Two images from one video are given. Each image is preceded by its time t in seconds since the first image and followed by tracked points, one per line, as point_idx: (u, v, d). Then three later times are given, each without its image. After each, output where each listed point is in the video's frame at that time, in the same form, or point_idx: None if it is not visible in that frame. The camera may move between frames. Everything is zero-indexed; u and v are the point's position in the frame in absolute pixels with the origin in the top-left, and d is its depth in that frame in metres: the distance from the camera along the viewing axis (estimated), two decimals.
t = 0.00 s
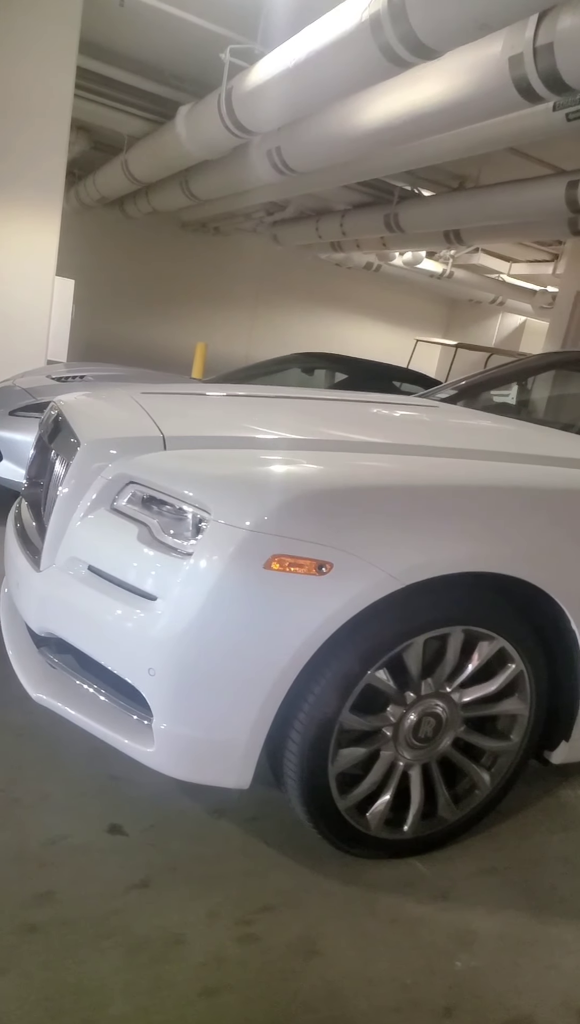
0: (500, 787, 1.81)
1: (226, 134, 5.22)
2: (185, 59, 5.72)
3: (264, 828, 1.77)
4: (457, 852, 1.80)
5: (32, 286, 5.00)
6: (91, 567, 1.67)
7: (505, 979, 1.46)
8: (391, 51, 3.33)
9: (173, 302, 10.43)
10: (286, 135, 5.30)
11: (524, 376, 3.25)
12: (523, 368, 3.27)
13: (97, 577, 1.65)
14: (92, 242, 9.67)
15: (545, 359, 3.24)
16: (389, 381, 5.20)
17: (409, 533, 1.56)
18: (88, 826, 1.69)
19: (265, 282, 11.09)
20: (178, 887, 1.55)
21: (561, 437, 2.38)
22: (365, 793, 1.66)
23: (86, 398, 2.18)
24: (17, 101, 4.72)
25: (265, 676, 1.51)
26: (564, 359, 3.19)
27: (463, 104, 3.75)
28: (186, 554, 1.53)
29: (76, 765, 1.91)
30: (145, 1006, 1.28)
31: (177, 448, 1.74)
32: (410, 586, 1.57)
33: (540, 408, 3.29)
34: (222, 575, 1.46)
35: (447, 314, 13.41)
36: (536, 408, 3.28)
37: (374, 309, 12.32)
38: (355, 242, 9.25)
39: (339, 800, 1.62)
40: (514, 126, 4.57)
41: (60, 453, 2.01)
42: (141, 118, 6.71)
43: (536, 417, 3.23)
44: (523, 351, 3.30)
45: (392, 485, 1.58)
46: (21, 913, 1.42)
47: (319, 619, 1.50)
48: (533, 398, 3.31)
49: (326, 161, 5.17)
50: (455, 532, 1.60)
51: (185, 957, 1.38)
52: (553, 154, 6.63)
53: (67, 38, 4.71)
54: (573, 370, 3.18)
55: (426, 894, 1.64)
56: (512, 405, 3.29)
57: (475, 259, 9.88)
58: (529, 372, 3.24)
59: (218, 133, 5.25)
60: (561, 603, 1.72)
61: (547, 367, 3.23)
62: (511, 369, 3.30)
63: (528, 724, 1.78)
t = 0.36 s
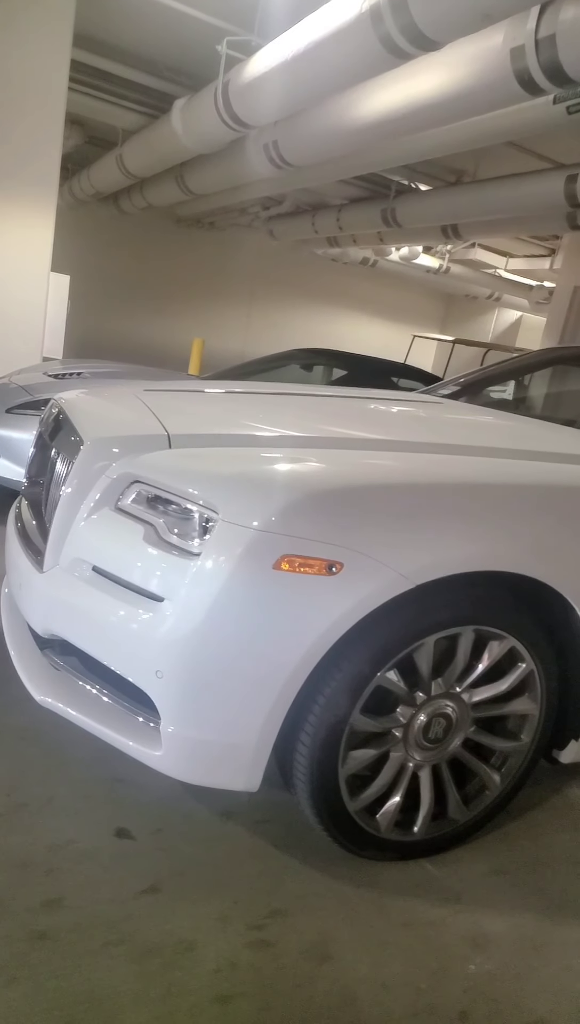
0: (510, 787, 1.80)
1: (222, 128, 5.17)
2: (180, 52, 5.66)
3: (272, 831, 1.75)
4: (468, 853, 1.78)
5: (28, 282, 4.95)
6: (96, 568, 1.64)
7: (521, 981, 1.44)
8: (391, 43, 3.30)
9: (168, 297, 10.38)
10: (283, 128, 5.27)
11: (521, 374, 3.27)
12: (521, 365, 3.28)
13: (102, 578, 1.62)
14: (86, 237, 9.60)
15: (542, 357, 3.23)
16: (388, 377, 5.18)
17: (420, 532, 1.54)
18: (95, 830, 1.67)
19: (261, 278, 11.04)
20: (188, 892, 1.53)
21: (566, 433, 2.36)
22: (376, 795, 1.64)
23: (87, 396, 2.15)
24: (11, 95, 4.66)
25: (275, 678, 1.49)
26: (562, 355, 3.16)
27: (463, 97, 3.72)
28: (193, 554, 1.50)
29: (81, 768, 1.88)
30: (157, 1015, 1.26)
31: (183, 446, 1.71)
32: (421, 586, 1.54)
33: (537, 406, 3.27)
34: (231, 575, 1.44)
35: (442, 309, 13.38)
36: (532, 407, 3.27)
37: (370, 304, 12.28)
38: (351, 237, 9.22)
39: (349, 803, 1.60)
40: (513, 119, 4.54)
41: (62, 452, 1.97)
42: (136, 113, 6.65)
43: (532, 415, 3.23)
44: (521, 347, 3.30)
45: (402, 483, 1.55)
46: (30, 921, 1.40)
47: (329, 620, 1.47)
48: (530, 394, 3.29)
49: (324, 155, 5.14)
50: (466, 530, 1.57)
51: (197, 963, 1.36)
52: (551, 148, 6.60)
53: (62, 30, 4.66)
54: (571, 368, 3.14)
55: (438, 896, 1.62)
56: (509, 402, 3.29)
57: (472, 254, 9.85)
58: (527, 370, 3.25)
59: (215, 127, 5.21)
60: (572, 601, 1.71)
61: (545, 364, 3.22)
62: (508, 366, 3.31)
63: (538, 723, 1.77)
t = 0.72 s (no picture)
0: (518, 787, 1.78)
1: (219, 120, 5.12)
2: (176, 44, 5.61)
3: (279, 833, 1.73)
4: (477, 854, 1.77)
5: (21, 276, 4.88)
6: (101, 568, 1.61)
7: (532, 985, 1.43)
8: (392, 35, 3.27)
9: (162, 292, 10.31)
10: (279, 121, 5.22)
11: (519, 371, 3.25)
12: (519, 361, 3.27)
13: (107, 578, 1.59)
14: (80, 231, 9.52)
15: (540, 353, 3.24)
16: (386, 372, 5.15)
17: (431, 530, 1.52)
18: (100, 833, 1.64)
19: (255, 272, 10.98)
20: (195, 896, 1.50)
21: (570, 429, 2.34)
22: (385, 796, 1.62)
23: (87, 392, 2.11)
24: (4, 85, 4.59)
25: (285, 679, 1.46)
26: (561, 350, 3.20)
27: (463, 89, 3.69)
28: (201, 554, 1.47)
29: (84, 769, 1.85)
30: None
31: (188, 443, 1.69)
32: (432, 585, 1.52)
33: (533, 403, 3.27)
34: (239, 575, 1.42)
35: (437, 304, 13.35)
36: (529, 403, 3.25)
37: (365, 299, 12.24)
38: (347, 231, 9.17)
39: (358, 804, 1.58)
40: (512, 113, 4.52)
41: (63, 449, 1.94)
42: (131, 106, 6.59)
43: (530, 411, 3.22)
44: (516, 344, 3.30)
45: (412, 481, 1.53)
46: (35, 927, 1.37)
47: (340, 620, 1.45)
48: (526, 391, 3.30)
49: (322, 150, 5.10)
50: (478, 529, 1.55)
51: (206, 970, 1.34)
52: (549, 143, 6.58)
53: (57, 21, 4.60)
54: (571, 365, 3.18)
55: (447, 898, 1.61)
56: (505, 398, 3.27)
57: (468, 249, 9.82)
58: (527, 367, 3.24)
59: (211, 119, 5.15)
60: None
61: (544, 361, 3.22)
62: (507, 363, 3.29)
63: (547, 723, 1.75)
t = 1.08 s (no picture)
0: (529, 790, 1.76)
1: (217, 117, 5.09)
2: (173, 40, 5.56)
3: (288, 838, 1.70)
4: (488, 858, 1.75)
5: (19, 273, 4.83)
6: (108, 569, 1.58)
7: (548, 992, 1.41)
8: (394, 30, 3.24)
9: (158, 289, 10.26)
10: (278, 117, 5.19)
11: (518, 369, 3.23)
12: (518, 360, 3.25)
13: (114, 579, 1.56)
14: (76, 228, 9.46)
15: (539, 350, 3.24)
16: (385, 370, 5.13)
17: (445, 531, 1.49)
18: (107, 839, 1.61)
19: (251, 269, 10.94)
20: (204, 903, 1.48)
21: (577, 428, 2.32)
22: (396, 801, 1.60)
23: (90, 389, 2.09)
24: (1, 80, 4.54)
25: (296, 683, 1.44)
26: (560, 347, 3.21)
27: (465, 85, 3.66)
28: (211, 555, 1.45)
29: (89, 773, 1.83)
30: None
31: (197, 442, 1.66)
32: (446, 586, 1.50)
33: (532, 401, 3.18)
34: (251, 577, 1.39)
35: (433, 301, 13.34)
36: (528, 401, 3.17)
37: (362, 296, 12.22)
38: (344, 228, 9.15)
39: (370, 809, 1.56)
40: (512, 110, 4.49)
41: (66, 448, 1.91)
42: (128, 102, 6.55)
43: (529, 409, 3.13)
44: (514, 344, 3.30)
45: (425, 481, 1.51)
46: (42, 937, 1.34)
47: (353, 622, 1.43)
48: (523, 390, 3.22)
49: (321, 147, 5.08)
50: (491, 530, 1.53)
51: (217, 980, 1.32)
52: (547, 140, 6.57)
53: (54, 16, 4.55)
54: (569, 362, 3.19)
55: (460, 903, 1.59)
56: (503, 397, 3.19)
57: (465, 246, 9.81)
58: (526, 364, 3.22)
59: (209, 115, 5.12)
60: None
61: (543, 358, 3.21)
62: (505, 361, 3.27)
63: (558, 725, 1.73)
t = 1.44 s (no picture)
0: (539, 794, 1.74)
1: (215, 112, 5.04)
2: (171, 35, 5.51)
3: (296, 843, 1.68)
4: (498, 862, 1.73)
5: (15, 269, 4.78)
6: (114, 572, 1.55)
7: (563, 1000, 1.39)
8: (396, 25, 3.21)
9: (154, 286, 10.21)
10: (276, 113, 5.15)
11: (518, 369, 3.21)
12: (518, 360, 3.24)
13: (120, 581, 1.53)
14: (71, 224, 9.40)
15: (539, 350, 3.23)
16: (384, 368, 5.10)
17: (457, 533, 1.47)
18: (113, 846, 1.59)
19: (247, 266, 10.90)
20: (213, 911, 1.45)
21: None
22: (408, 805, 1.57)
23: (93, 387, 2.05)
24: None
25: (309, 687, 1.41)
26: (561, 347, 3.19)
27: (467, 81, 3.63)
28: (222, 558, 1.42)
29: (93, 778, 1.80)
30: None
31: (205, 443, 1.63)
32: (459, 589, 1.47)
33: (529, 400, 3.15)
34: (262, 580, 1.36)
35: (430, 299, 13.30)
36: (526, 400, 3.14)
37: (358, 294, 12.19)
38: (341, 226, 9.11)
39: (381, 814, 1.53)
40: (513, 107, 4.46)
41: (70, 447, 1.89)
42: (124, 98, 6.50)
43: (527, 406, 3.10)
44: (514, 343, 3.29)
45: (438, 482, 1.48)
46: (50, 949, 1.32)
47: (366, 626, 1.40)
48: (520, 388, 3.19)
49: (320, 143, 5.04)
50: (504, 532, 1.51)
51: (229, 991, 1.29)
52: (546, 138, 6.55)
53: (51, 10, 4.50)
54: (569, 362, 3.16)
55: (472, 909, 1.57)
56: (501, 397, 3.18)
57: (462, 244, 9.78)
58: (526, 363, 3.20)
59: (207, 111, 5.08)
60: None
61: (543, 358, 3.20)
62: (505, 361, 3.26)
63: (570, 729, 1.71)
